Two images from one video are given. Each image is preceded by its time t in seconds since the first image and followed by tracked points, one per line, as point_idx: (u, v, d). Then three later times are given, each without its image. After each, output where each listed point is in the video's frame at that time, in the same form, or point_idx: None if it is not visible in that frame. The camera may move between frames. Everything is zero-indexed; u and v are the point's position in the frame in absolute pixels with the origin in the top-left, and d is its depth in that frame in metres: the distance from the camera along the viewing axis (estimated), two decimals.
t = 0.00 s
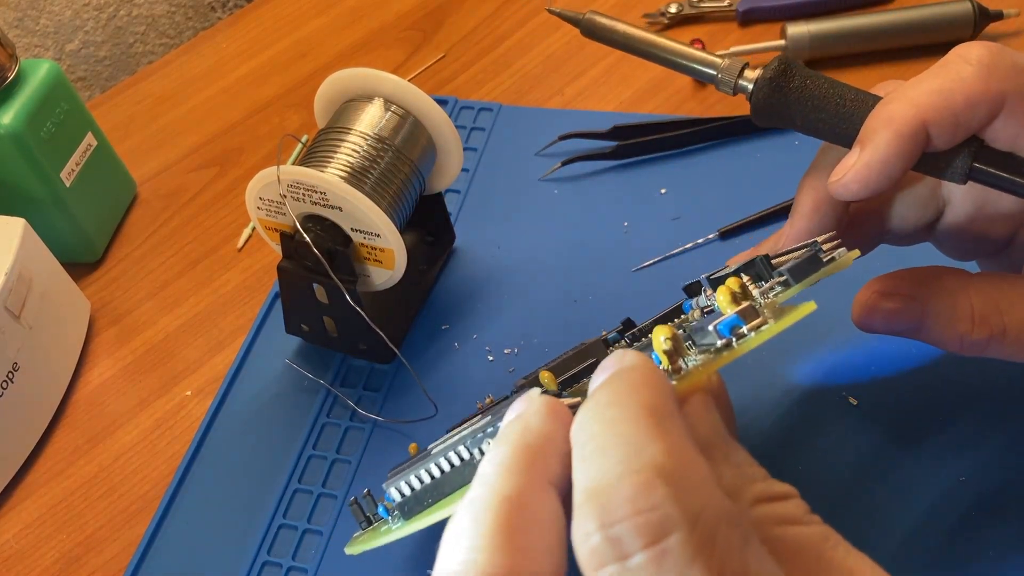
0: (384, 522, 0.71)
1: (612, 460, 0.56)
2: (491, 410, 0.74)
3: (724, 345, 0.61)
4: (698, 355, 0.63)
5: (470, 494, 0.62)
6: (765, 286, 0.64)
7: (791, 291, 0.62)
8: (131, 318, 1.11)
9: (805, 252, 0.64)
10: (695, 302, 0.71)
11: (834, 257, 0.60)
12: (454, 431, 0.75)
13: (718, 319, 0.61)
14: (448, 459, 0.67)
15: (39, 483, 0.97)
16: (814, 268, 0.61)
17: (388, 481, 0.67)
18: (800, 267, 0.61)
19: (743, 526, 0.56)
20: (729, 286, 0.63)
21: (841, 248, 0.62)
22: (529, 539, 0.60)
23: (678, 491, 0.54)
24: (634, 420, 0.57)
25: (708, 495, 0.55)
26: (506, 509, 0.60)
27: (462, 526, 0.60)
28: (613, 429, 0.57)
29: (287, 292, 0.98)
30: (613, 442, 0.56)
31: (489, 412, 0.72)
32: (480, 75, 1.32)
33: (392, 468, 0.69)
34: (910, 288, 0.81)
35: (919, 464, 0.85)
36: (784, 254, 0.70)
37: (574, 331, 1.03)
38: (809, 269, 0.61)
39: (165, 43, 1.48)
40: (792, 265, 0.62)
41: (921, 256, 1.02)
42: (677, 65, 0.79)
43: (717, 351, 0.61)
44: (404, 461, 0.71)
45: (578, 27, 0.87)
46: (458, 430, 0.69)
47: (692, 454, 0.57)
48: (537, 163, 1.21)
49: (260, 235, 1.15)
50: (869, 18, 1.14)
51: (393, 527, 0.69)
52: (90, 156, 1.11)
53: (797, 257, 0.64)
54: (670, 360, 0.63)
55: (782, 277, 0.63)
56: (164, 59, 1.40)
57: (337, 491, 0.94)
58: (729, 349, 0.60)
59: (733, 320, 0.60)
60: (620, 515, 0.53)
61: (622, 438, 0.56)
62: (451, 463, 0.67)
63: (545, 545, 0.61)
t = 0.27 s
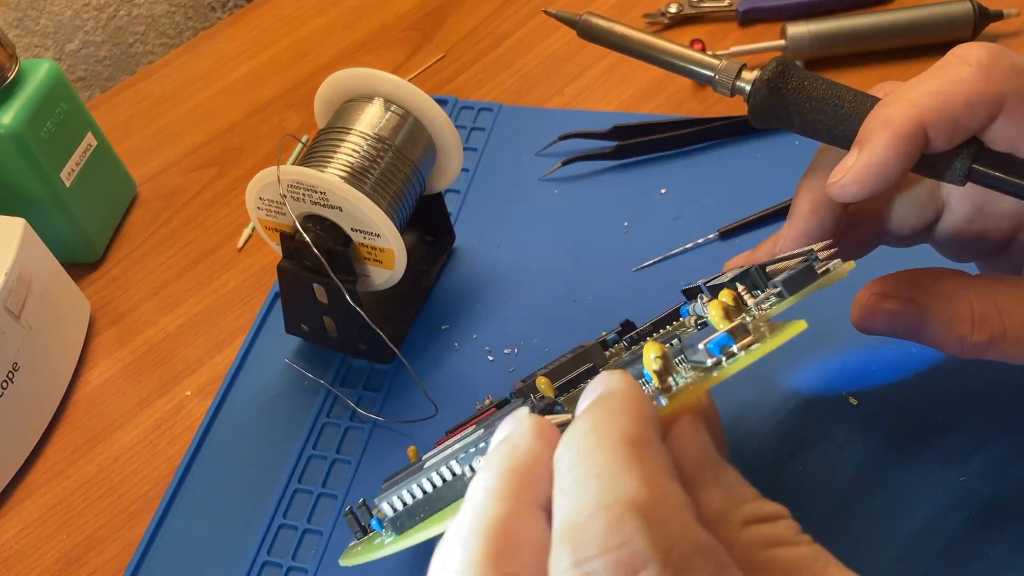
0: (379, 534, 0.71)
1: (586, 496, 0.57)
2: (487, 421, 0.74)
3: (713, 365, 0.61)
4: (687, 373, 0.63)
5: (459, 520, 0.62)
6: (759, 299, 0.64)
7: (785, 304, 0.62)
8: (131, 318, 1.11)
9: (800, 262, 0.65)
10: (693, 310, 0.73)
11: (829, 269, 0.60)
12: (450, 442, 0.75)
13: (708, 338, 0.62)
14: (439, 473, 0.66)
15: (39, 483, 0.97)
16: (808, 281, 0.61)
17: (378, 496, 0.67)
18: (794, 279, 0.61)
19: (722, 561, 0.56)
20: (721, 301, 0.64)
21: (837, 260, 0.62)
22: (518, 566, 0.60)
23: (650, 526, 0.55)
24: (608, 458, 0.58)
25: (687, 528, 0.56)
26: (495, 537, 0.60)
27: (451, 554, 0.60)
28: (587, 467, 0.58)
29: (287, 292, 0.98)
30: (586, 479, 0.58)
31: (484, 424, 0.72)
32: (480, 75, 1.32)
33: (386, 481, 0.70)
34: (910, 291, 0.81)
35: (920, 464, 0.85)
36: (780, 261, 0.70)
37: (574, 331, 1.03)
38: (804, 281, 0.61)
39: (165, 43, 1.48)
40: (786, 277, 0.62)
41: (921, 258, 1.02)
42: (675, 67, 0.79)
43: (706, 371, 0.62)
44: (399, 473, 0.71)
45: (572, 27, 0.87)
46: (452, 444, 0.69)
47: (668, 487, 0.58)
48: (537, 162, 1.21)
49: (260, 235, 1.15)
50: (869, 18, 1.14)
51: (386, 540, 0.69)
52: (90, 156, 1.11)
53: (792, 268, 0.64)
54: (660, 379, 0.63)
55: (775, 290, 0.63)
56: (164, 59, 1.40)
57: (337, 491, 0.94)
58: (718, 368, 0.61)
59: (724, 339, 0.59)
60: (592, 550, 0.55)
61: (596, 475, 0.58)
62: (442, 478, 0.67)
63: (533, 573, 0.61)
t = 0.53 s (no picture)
0: (368, 538, 0.69)
1: (562, 509, 0.57)
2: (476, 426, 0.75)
3: (698, 373, 0.61)
4: (672, 381, 0.63)
5: (443, 527, 0.62)
6: (748, 305, 0.65)
7: (773, 310, 0.63)
8: (130, 318, 1.11)
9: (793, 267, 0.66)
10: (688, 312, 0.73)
11: (821, 274, 0.62)
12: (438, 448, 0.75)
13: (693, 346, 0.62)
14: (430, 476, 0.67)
15: (39, 483, 0.97)
16: (799, 287, 0.62)
17: (367, 501, 0.66)
18: (786, 284, 0.62)
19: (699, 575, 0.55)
20: (710, 307, 0.64)
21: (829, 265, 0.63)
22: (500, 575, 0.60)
23: (623, 541, 0.55)
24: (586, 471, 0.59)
25: (665, 542, 0.56)
26: (477, 545, 0.60)
27: (434, 561, 0.61)
28: (564, 480, 0.59)
29: (287, 293, 0.98)
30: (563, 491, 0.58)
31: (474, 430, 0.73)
32: (480, 75, 1.32)
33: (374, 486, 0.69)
34: (912, 294, 0.81)
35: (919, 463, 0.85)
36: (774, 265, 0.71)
37: (573, 331, 1.03)
38: (796, 286, 0.62)
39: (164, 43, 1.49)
40: (777, 282, 0.62)
41: (921, 258, 1.02)
42: (673, 68, 0.78)
43: (690, 379, 0.62)
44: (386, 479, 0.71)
45: (571, 28, 0.87)
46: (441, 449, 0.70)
47: (645, 499, 0.59)
48: (537, 162, 1.21)
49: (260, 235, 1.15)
50: (869, 18, 1.14)
51: (375, 545, 0.68)
52: (91, 156, 1.11)
53: (784, 273, 0.65)
54: (644, 387, 0.63)
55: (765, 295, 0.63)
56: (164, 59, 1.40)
57: (337, 491, 0.94)
58: (703, 376, 0.61)
59: (708, 347, 0.60)
60: (565, 565, 0.55)
61: (573, 487, 0.58)
62: (430, 483, 0.67)
63: None
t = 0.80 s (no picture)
0: (360, 546, 0.70)
1: (542, 530, 0.57)
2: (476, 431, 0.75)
3: (684, 386, 0.62)
4: (659, 394, 0.63)
5: (427, 547, 0.61)
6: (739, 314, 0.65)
7: (764, 320, 0.63)
8: (130, 318, 1.11)
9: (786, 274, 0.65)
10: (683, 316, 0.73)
11: (812, 283, 0.61)
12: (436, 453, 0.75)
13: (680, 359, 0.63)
14: (417, 488, 0.67)
15: (39, 483, 0.97)
16: (791, 295, 0.61)
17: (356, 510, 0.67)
18: (776, 292, 0.62)
19: None
20: (700, 317, 0.63)
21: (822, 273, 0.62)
22: None
23: (602, 564, 0.54)
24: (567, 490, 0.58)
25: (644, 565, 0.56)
26: (463, 566, 0.59)
27: None
28: (545, 500, 0.58)
29: (287, 293, 0.98)
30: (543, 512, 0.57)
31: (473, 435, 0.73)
32: (480, 75, 1.32)
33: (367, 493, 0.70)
34: (914, 298, 0.81)
35: (919, 463, 0.85)
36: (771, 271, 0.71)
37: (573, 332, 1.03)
38: (786, 294, 0.61)
39: (165, 43, 1.47)
40: (767, 291, 0.62)
41: (921, 260, 1.02)
42: (671, 69, 0.78)
43: (676, 392, 0.62)
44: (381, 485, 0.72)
45: (571, 30, 0.86)
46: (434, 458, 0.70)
47: (624, 522, 0.58)
48: (537, 162, 1.21)
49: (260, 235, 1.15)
50: (869, 18, 1.14)
51: (366, 554, 0.68)
52: (91, 156, 1.11)
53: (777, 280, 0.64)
54: (630, 401, 0.63)
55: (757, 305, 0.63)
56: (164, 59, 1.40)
57: (337, 491, 0.94)
58: (688, 391, 0.62)
59: (693, 360, 0.61)
60: None
61: (553, 507, 0.57)
62: (419, 493, 0.67)
63: None
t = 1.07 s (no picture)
0: (362, 547, 0.70)
1: (542, 545, 0.57)
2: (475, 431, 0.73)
3: (691, 396, 0.61)
4: (665, 402, 0.62)
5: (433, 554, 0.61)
6: (746, 322, 0.64)
7: (771, 328, 0.63)
8: (130, 318, 1.11)
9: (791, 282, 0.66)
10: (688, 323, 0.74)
11: (819, 291, 0.61)
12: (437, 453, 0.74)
13: (687, 367, 0.62)
14: (422, 493, 0.66)
15: (39, 483, 0.97)
16: (797, 303, 0.62)
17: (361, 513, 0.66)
18: (783, 301, 0.62)
19: None
20: (706, 326, 0.64)
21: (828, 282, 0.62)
22: None
23: None
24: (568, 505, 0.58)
25: None
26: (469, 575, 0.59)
27: None
28: (546, 514, 0.58)
29: (287, 293, 0.98)
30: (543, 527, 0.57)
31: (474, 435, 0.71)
32: (480, 75, 1.32)
33: (369, 494, 0.69)
34: (915, 303, 0.81)
35: (918, 464, 0.85)
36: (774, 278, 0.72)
37: (573, 331, 1.03)
38: (793, 302, 0.61)
39: (165, 43, 1.50)
40: (773, 299, 0.62)
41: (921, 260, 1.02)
42: (673, 73, 0.79)
43: (682, 402, 0.61)
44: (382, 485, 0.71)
45: (574, 33, 0.87)
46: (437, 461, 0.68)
47: (627, 535, 0.58)
48: (537, 162, 1.21)
49: (260, 235, 1.15)
50: (869, 19, 1.14)
51: (369, 556, 0.68)
52: (91, 156, 1.11)
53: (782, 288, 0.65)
54: (636, 408, 0.62)
55: (762, 313, 0.64)
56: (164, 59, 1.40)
57: (337, 491, 0.94)
58: (695, 400, 0.60)
59: (701, 369, 0.60)
60: None
61: (554, 522, 0.57)
62: (423, 497, 0.66)
63: None
